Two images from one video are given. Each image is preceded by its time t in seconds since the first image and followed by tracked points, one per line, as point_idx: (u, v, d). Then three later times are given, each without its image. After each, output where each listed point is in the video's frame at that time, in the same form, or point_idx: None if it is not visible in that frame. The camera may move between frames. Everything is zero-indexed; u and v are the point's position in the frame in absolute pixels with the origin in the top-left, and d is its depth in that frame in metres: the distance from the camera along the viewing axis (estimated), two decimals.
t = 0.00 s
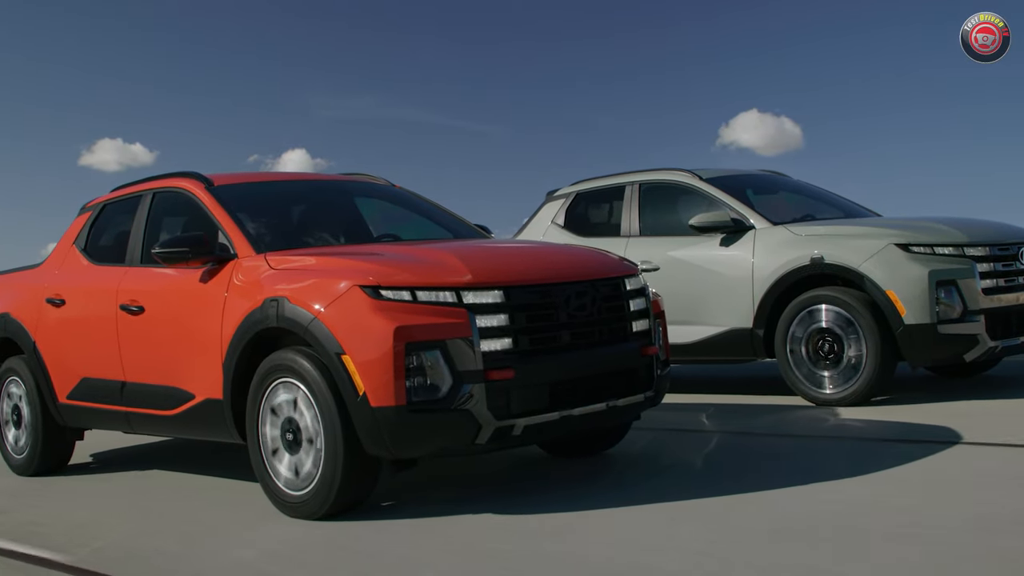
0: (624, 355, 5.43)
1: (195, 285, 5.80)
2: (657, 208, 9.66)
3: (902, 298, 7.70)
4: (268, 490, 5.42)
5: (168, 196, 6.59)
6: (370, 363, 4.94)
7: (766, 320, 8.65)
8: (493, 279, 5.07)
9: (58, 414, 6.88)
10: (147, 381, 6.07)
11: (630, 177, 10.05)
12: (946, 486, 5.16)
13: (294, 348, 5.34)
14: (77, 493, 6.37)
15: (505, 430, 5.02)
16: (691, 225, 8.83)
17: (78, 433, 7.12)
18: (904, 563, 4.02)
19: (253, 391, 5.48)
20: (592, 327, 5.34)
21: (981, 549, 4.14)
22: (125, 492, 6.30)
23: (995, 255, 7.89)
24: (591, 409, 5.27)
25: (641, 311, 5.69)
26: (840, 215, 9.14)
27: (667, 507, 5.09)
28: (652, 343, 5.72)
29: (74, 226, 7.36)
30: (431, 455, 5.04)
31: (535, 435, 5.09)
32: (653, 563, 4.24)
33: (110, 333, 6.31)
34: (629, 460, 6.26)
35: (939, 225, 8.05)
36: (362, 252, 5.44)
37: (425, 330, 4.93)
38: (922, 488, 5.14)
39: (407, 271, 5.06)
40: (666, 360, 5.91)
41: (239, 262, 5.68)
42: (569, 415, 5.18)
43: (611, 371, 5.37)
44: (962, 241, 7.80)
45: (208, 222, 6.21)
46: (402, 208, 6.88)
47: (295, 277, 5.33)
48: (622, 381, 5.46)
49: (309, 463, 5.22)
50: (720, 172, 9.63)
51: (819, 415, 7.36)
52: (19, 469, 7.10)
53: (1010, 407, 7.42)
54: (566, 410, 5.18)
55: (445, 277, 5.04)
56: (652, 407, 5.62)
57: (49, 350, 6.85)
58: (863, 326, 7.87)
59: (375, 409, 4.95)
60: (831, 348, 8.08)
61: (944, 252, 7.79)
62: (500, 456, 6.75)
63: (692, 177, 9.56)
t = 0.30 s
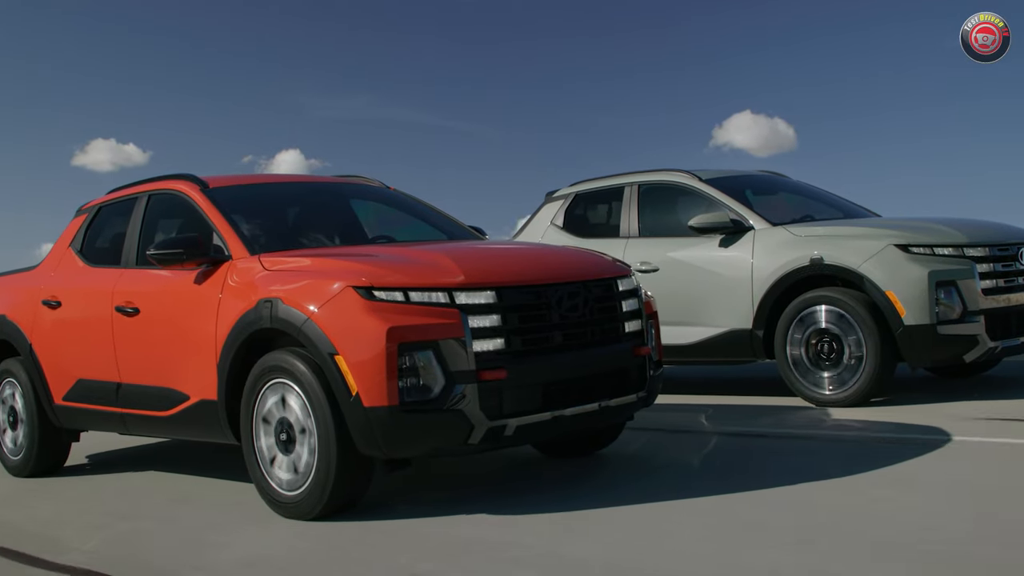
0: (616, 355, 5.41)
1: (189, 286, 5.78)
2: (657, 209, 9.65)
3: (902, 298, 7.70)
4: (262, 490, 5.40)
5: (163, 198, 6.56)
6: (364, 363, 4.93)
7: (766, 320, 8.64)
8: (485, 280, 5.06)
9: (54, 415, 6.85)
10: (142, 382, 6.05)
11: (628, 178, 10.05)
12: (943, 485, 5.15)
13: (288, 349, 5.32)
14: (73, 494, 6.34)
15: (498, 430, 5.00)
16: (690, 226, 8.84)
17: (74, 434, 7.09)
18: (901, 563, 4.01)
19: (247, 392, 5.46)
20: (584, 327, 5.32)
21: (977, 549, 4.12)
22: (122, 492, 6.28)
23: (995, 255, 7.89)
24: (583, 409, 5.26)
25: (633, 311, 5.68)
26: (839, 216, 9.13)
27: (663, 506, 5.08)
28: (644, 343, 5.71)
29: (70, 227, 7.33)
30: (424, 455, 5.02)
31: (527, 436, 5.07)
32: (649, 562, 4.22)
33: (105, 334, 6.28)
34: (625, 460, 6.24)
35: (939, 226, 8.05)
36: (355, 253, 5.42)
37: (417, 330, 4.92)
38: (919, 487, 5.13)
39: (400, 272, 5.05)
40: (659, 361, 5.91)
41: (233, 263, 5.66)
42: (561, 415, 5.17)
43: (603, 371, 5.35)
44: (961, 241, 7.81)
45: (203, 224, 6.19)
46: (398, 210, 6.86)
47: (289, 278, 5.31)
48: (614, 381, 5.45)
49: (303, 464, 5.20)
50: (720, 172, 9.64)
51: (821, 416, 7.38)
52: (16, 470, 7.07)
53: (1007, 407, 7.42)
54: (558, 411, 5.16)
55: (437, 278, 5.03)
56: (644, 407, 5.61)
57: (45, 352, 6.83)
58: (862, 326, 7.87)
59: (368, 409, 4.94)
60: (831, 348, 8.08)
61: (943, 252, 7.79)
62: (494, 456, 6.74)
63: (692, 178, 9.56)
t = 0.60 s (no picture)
0: (609, 355, 5.40)
1: (185, 287, 5.77)
2: (657, 208, 9.65)
3: (902, 298, 7.72)
4: (258, 489, 5.39)
5: (160, 199, 6.54)
6: (358, 363, 4.92)
7: (766, 320, 8.65)
8: (479, 280, 5.05)
9: (51, 415, 6.83)
10: (139, 382, 6.04)
11: (628, 178, 10.05)
12: (943, 485, 5.14)
13: (284, 349, 5.30)
14: (71, 494, 6.32)
15: (492, 430, 5.00)
16: (690, 226, 8.83)
17: (71, 433, 7.07)
18: (900, 562, 4.00)
19: (243, 392, 5.44)
20: (578, 327, 5.31)
21: (978, 548, 4.11)
22: (121, 492, 6.26)
23: (995, 255, 7.91)
24: (576, 409, 5.25)
25: (628, 311, 5.67)
26: (839, 216, 9.14)
27: (662, 505, 5.06)
28: (638, 343, 5.70)
29: (68, 228, 7.30)
30: (419, 454, 5.01)
31: (521, 436, 5.07)
32: (646, 562, 4.21)
33: (102, 335, 6.27)
34: (622, 459, 6.23)
35: (940, 225, 8.07)
36: (351, 254, 5.41)
37: (412, 330, 4.91)
38: (918, 487, 5.12)
39: (395, 273, 5.03)
40: (653, 361, 5.90)
41: (230, 264, 5.65)
42: (555, 414, 5.16)
43: (597, 371, 5.35)
44: (961, 241, 7.82)
45: (199, 225, 6.17)
46: (396, 211, 6.84)
47: (284, 278, 5.30)
48: (607, 382, 5.43)
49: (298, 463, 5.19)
50: (720, 172, 9.64)
51: (821, 415, 7.40)
52: (13, 470, 7.05)
53: (1003, 407, 7.43)
54: (552, 410, 5.15)
55: (432, 278, 5.02)
56: (639, 408, 5.62)
57: (42, 352, 6.80)
58: (863, 326, 7.87)
59: (363, 409, 4.93)
60: (831, 348, 8.09)
61: (943, 252, 7.80)
62: (489, 455, 6.72)
63: (692, 178, 9.56)
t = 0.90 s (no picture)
0: (603, 355, 5.36)
1: (182, 288, 5.75)
2: (658, 208, 9.65)
3: (903, 298, 7.73)
4: (254, 488, 5.38)
5: (158, 199, 6.52)
6: (353, 363, 4.89)
7: (767, 320, 8.66)
8: (474, 280, 5.02)
9: (50, 415, 6.81)
10: (137, 381, 6.02)
11: (629, 178, 10.05)
12: (944, 484, 5.13)
13: (280, 349, 5.28)
14: (70, 493, 6.30)
15: (486, 429, 4.97)
16: (691, 225, 8.84)
17: (70, 433, 7.05)
18: (906, 560, 3.99)
19: (239, 392, 5.42)
20: (573, 327, 5.27)
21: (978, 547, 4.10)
22: (120, 491, 6.24)
23: (995, 255, 7.92)
24: (571, 408, 5.22)
25: (622, 311, 5.62)
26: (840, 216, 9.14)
27: (662, 504, 5.05)
28: (633, 343, 5.65)
29: (66, 228, 7.28)
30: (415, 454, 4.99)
31: (517, 435, 5.03)
32: (644, 562, 4.19)
33: (100, 335, 6.25)
34: (620, 459, 6.22)
35: (940, 225, 8.08)
36: (347, 254, 5.38)
37: (406, 330, 4.88)
38: (919, 486, 5.11)
39: (390, 273, 5.01)
40: (648, 360, 5.86)
41: (226, 264, 5.63)
42: (550, 414, 5.13)
43: (591, 371, 5.31)
44: (962, 241, 7.84)
45: (196, 225, 6.16)
46: (393, 211, 6.83)
47: (281, 279, 5.28)
48: (601, 381, 5.39)
49: (295, 462, 5.18)
50: (721, 172, 9.65)
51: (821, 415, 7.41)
52: (12, 470, 7.03)
53: (1001, 407, 7.43)
54: (546, 409, 5.12)
55: (427, 278, 4.99)
56: (633, 407, 5.56)
57: (41, 352, 6.79)
58: (863, 325, 7.89)
59: (358, 409, 4.91)
60: (832, 348, 8.10)
61: (945, 252, 7.82)
62: (485, 455, 6.70)
63: (693, 178, 9.56)
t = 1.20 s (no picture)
0: (599, 355, 5.33)
1: (180, 288, 5.75)
2: (659, 208, 9.66)
3: (903, 298, 7.76)
4: (252, 487, 5.37)
5: (157, 200, 6.51)
6: (350, 363, 4.89)
7: (768, 320, 8.68)
8: (470, 281, 5.01)
9: (49, 416, 6.79)
10: (135, 381, 6.01)
11: (631, 178, 10.06)
12: (945, 483, 5.14)
13: (278, 350, 5.28)
14: (69, 493, 6.28)
15: (482, 429, 4.96)
16: (693, 225, 8.86)
17: (70, 432, 7.04)
18: (913, 559, 3.99)
19: (237, 393, 5.42)
20: (568, 327, 5.25)
21: (984, 546, 4.10)
22: (119, 491, 6.23)
23: (995, 255, 7.95)
24: (567, 408, 5.20)
25: (618, 312, 5.58)
26: (840, 216, 9.15)
27: (662, 503, 5.05)
28: (629, 343, 5.63)
29: (65, 229, 7.26)
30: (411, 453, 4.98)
31: (512, 435, 5.03)
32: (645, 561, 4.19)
33: (99, 335, 6.24)
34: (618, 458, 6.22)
35: (941, 226, 8.11)
36: (344, 255, 5.38)
37: (403, 330, 4.88)
38: (920, 485, 5.11)
39: (387, 274, 5.01)
40: (643, 360, 5.84)
41: (224, 265, 5.63)
42: (546, 413, 5.11)
43: (587, 371, 5.28)
44: (962, 241, 7.87)
45: (194, 226, 6.15)
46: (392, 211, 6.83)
47: (278, 279, 5.27)
48: (596, 381, 5.37)
49: (292, 462, 5.17)
50: (722, 173, 9.67)
51: (819, 414, 7.42)
52: (11, 469, 7.02)
53: (998, 407, 7.45)
54: (543, 409, 5.11)
55: (423, 279, 4.99)
56: (630, 407, 5.56)
57: (40, 353, 6.77)
58: (863, 325, 7.92)
59: (355, 409, 4.90)
60: (833, 347, 8.11)
61: (947, 253, 7.86)
62: (483, 454, 6.71)
63: (694, 178, 9.57)
